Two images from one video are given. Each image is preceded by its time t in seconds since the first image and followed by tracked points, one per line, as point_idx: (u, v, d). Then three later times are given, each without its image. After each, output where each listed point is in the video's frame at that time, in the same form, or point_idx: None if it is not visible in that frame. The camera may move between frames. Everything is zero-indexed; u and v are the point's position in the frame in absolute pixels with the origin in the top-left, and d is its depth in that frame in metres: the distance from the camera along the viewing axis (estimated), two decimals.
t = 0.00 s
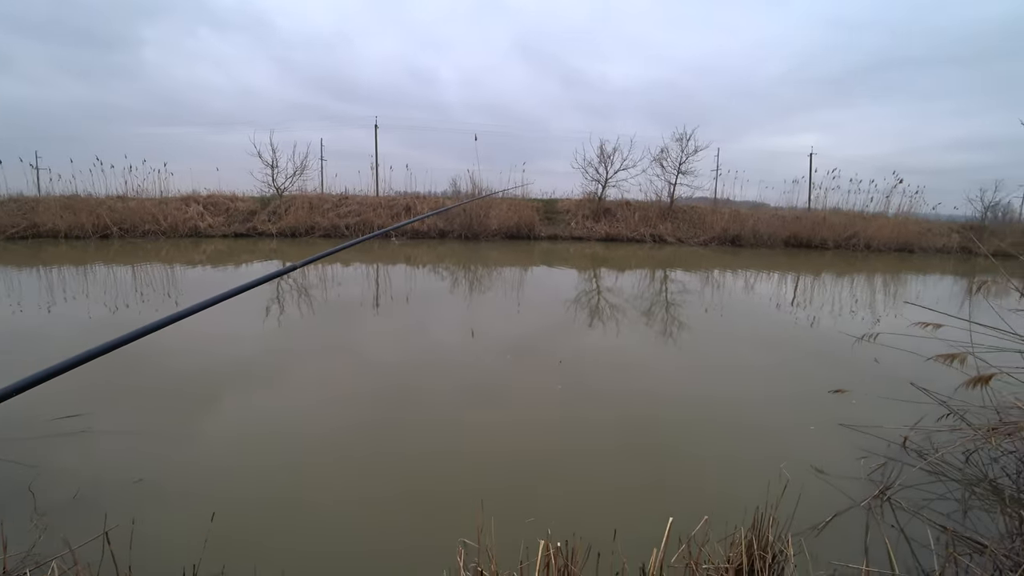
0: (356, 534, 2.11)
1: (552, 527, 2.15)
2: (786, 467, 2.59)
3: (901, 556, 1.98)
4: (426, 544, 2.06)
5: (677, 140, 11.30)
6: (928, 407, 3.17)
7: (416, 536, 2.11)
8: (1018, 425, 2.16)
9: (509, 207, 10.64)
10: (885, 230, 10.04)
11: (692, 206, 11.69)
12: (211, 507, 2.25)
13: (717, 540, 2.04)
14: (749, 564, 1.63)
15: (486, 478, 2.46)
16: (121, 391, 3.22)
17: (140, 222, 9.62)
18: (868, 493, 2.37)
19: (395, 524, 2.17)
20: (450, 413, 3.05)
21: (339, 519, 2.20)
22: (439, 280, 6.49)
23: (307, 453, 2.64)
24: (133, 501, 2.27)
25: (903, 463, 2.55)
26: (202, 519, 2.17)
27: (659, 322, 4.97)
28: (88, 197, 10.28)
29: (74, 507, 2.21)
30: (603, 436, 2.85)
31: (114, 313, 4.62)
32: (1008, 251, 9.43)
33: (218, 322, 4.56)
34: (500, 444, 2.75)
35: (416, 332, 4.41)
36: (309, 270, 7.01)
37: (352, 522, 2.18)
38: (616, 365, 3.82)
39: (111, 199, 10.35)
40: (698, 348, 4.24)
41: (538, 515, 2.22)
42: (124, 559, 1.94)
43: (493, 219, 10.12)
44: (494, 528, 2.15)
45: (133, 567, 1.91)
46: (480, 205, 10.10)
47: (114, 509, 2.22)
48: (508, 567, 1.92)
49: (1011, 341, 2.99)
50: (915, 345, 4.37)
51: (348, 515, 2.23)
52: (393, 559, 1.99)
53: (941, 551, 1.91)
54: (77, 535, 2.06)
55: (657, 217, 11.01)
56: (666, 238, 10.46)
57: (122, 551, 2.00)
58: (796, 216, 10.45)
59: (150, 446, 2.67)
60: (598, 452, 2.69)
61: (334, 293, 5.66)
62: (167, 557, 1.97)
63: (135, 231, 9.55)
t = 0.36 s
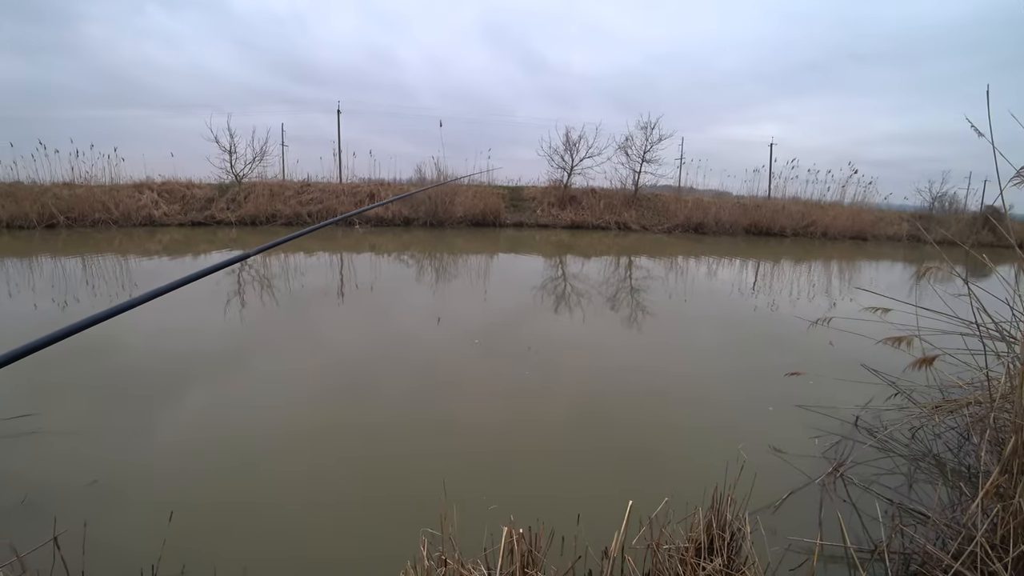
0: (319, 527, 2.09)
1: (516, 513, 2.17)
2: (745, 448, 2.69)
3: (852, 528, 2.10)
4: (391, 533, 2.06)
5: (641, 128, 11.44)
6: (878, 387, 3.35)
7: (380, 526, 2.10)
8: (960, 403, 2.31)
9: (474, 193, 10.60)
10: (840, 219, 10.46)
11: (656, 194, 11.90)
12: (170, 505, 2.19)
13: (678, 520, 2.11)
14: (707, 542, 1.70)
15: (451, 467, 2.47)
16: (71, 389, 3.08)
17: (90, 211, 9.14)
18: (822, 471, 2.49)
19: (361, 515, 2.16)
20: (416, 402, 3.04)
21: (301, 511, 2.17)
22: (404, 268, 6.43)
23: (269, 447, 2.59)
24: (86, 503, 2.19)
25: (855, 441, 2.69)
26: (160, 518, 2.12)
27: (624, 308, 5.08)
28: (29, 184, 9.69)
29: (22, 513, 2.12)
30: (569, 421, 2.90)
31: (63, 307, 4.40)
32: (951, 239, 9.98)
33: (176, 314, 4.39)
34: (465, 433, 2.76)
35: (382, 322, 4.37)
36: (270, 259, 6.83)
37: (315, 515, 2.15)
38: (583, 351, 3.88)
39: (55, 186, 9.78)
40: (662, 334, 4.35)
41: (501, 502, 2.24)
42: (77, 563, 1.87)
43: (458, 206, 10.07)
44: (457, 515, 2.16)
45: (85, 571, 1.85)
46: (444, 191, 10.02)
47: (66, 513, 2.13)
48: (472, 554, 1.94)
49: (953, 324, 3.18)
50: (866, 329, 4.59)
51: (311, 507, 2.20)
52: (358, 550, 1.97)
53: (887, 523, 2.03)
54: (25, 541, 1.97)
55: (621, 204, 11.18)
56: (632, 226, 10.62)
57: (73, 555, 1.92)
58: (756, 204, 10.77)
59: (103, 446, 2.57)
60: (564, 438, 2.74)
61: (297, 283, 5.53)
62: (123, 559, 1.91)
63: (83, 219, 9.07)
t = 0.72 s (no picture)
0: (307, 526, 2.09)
1: (501, 506, 2.19)
2: (732, 433, 2.73)
3: (841, 510, 2.14)
4: (379, 530, 2.07)
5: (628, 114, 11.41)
6: (865, 369, 3.40)
7: (368, 523, 2.11)
8: (948, 385, 2.35)
9: (462, 184, 10.55)
10: (827, 203, 10.55)
11: (644, 181, 11.92)
12: (160, 507, 2.19)
13: (666, 506, 2.14)
14: (695, 529, 1.73)
15: (440, 462, 2.48)
16: (56, 392, 3.05)
17: (72, 211, 8.99)
18: (812, 454, 2.53)
19: (350, 514, 2.16)
20: (407, 398, 3.05)
21: (289, 511, 2.18)
22: (394, 261, 6.40)
23: (257, 447, 2.59)
24: (72, 507, 2.18)
25: (843, 423, 2.73)
26: (148, 522, 2.11)
27: (615, 296, 5.10)
28: (8, 186, 9.51)
29: (11, 518, 2.11)
30: (560, 411, 2.93)
31: (48, 310, 4.35)
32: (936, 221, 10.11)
33: (162, 313, 4.35)
34: (455, 427, 2.77)
35: (372, 316, 4.35)
36: (259, 256, 6.77)
37: (303, 514, 2.16)
38: (573, 341, 3.91)
39: (35, 187, 9.61)
40: (652, 321, 4.38)
41: (486, 495, 2.26)
42: (63, 570, 1.86)
43: (447, 197, 10.03)
44: (443, 511, 2.17)
45: None
46: (431, 182, 9.97)
47: (54, 517, 2.12)
48: (459, 547, 1.96)
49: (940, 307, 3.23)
50: (853, 312, 4.65)
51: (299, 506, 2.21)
52: (347, 549, 1.99)
53: (875, 504, 2.07)
54: (11, 548, 1.96)
55: (610, 192, 11.19)
56: (621, 213, 10.64)
57: (60, 559, 1.92)
58: (744, 190, 10.82)
59: (90, 450, 2.55)
60: (553, 429, 2.76)
61: (285, 279, 5.49)
62: (111, 563, 1.91)
63: (66, 220, 8.93)
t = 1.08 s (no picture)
0: (305, 517, 2.10)
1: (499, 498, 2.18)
2: (735, 424, 2.71)
3: (845, 503, 2.12)
4: (376, 522, 2.07)
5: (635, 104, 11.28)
6: (873, 360, 3.36)
7: (364, 515, 2.10)
8: (955, 376, 2.32)
9: (468, 175, 10.52)
10: (837, 192, 10.41)
11: (651, 171, 11.83)
12: (166, 499, 2.21)
13: (666, 498, 2.13)
14: (693, 522, 1.72)
15: (440, 453, 2.48)
16: (63, 386, 3.09)
17: (82, 206, 9.07)
18: (817, 446, 2.51)
19: (350, 505, 2.17)
20: (412, 390, 3.05)
21: (288, 503, 2.18)
22: (401, 253, 6.40)
23: (260, 439, 2.60)
24: (79, 498, 2.22)
25: (849, 415, 2.71)
26: (152, 513, 2.14)
27: (622, 286, 5.08)
28: (18, 182, 9.60)
29: (21, 509, 2.14)
30: (565, 402, 2.93)
31: (58, 304, 4.41)
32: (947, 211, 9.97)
33: (169, 307, 4.39)
34: (458, 418, 2.77)
35: (379, 308, 4.36)
36: (266, 248, 6.81)
37: (302, 505, 2.17)
38: (580, 331, 3.90)
39: (45, 183, 9.70)
40: (658, 311, 4.36)
41: (484, 487, 2.25)
42: (68, 560, 1.89)
43: (453, 188, 10.02)
44: (439, 502, 2.17)
45: (79, 565, 1.87)
46: (436, 173, 9.96)
47: (63, 508, 2.16)
48: (456, 538, 1.97)
49: (949, 298, 3.19)
50: (862, 302, 4.60)
51: (299, 496, 2.22)
52: (346, 540, 1.99)
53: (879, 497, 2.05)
54: (18, 539, 1.99)
55: (617, 181, 11.12)
56: (627, 203, 10.57)
57: (67, 550, 1.95)
58: (753, 179, 10.71)
59: (96, 442, 2.58)
60: (557, 419, 2.75)
61: (293, 271, 5.51)
62: (117, 552, 1.94)
63: (76, 215, 9.02)
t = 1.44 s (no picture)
0: (305, 514, 2.12)
1: (495, 495, 2.19)
2: (738, 421, 2.70)
3: (847, 501, 2.11)
4: (375, 519, 2.08)
5: (641, 99, 11.20)
6: (879, 357, 3.34)
7: (363, 513, 2.11)
8: (961, 373, 2.30)
9: (473, 172, 10.51)
10: (846, 186, 10.31)
11: (657, 166, 11.76)
12: (171, 495, 2.23)
13: (667, 494, 2.13)
14: (691, 519, 1.71)
15: (441, 450, 2.48)
16: (69, 384, 3.11)
17: (91, 205, 9.14)
18: (820, 443, 2.49)
19: (350, 502, 2.18)
20: (415, 388, 3.06)
21: (288, 499, 2.20)
22: (406, 250, 6.42)
23: (263, 436, 2.62)
24: (85, 494, 2.24)
25: (853, 412, 2.69)
26: (156, 508, 2.16)
27: (628, 282, 5.07)
28: (28, 182, 9.69)
29: (29, 506, 2.17)
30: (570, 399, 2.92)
31: (66, 303, 4.45)
32: (958, 205, 9.85)
33: (175, 305, 4.42)
34: (460, 415, 2.78)
35: (384, 305, 4.38)
36: (272, 246, 6.84)
37: (302, 502, 2.18)
38: (585, 327, 3.90)
39: (54, 183, 9.78)
40: (663, 308, 4.35)
41: (481, 483, 2.27)
42: (74, 557, 1.91)
43: (458, 185, 10.02)
44: (436, 497, 2.19)
45: (83, 562, 1.89)
46: (441, 170, 9.96)
47: (69, 505, 2.18)
48: (454, 536, 1.97)
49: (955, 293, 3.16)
50: (868, 298, 4.56)
51: (300, 493, 2.23)
52: (345, 538, 1.99)
53: (882, 495, 2.04)
54: (23, 534, 2.02)
55: (623, 177, 11.09)
56: (633, 199, 10.53)
57: (72, 546, 1.97)
58: (760, 174, 10.62)
59: (102, 439, 2.61)
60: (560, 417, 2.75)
61: (299, 269, 5.53)
62: (122, 548, 1.96)
63: (85, 215, 9.09)
